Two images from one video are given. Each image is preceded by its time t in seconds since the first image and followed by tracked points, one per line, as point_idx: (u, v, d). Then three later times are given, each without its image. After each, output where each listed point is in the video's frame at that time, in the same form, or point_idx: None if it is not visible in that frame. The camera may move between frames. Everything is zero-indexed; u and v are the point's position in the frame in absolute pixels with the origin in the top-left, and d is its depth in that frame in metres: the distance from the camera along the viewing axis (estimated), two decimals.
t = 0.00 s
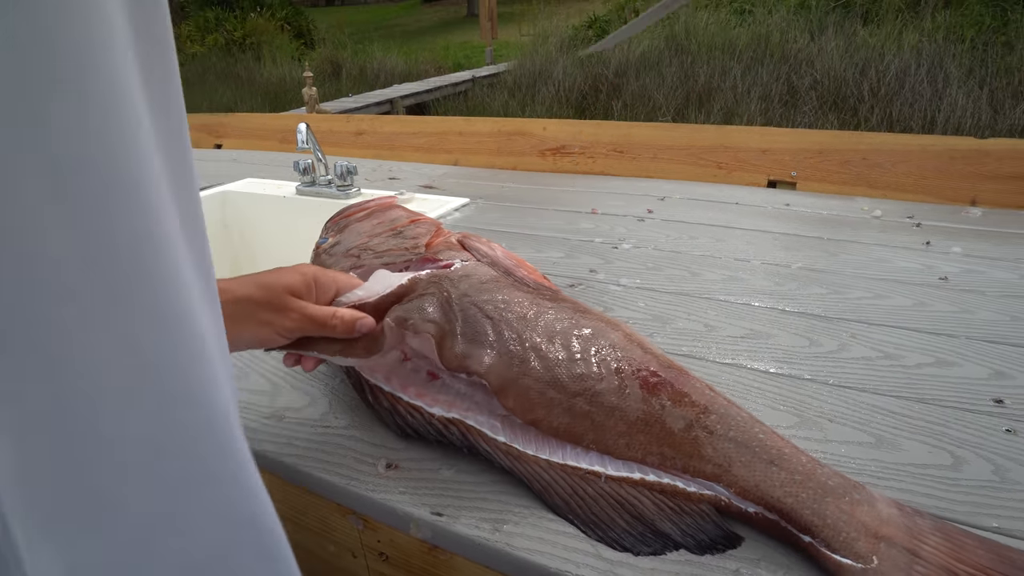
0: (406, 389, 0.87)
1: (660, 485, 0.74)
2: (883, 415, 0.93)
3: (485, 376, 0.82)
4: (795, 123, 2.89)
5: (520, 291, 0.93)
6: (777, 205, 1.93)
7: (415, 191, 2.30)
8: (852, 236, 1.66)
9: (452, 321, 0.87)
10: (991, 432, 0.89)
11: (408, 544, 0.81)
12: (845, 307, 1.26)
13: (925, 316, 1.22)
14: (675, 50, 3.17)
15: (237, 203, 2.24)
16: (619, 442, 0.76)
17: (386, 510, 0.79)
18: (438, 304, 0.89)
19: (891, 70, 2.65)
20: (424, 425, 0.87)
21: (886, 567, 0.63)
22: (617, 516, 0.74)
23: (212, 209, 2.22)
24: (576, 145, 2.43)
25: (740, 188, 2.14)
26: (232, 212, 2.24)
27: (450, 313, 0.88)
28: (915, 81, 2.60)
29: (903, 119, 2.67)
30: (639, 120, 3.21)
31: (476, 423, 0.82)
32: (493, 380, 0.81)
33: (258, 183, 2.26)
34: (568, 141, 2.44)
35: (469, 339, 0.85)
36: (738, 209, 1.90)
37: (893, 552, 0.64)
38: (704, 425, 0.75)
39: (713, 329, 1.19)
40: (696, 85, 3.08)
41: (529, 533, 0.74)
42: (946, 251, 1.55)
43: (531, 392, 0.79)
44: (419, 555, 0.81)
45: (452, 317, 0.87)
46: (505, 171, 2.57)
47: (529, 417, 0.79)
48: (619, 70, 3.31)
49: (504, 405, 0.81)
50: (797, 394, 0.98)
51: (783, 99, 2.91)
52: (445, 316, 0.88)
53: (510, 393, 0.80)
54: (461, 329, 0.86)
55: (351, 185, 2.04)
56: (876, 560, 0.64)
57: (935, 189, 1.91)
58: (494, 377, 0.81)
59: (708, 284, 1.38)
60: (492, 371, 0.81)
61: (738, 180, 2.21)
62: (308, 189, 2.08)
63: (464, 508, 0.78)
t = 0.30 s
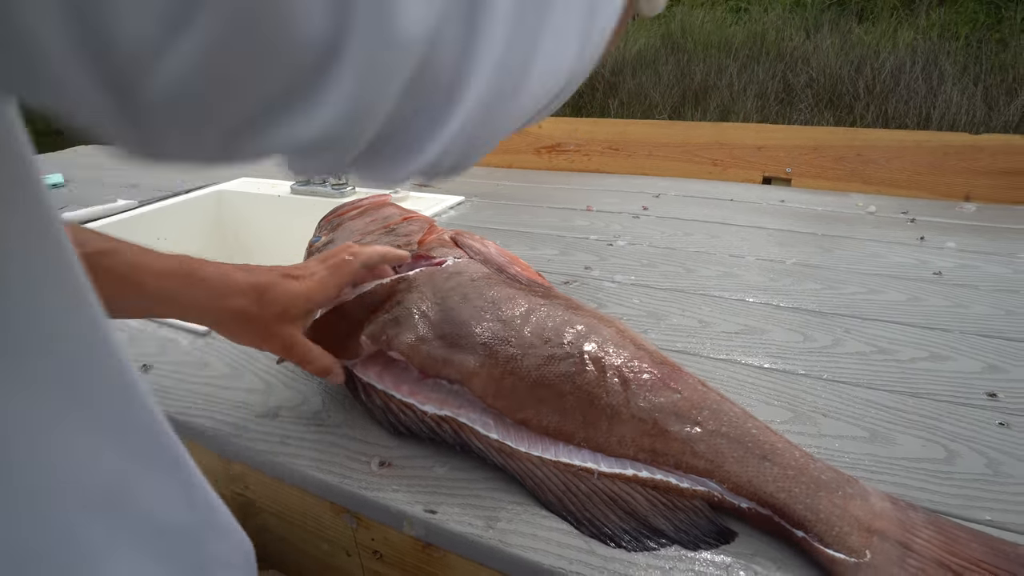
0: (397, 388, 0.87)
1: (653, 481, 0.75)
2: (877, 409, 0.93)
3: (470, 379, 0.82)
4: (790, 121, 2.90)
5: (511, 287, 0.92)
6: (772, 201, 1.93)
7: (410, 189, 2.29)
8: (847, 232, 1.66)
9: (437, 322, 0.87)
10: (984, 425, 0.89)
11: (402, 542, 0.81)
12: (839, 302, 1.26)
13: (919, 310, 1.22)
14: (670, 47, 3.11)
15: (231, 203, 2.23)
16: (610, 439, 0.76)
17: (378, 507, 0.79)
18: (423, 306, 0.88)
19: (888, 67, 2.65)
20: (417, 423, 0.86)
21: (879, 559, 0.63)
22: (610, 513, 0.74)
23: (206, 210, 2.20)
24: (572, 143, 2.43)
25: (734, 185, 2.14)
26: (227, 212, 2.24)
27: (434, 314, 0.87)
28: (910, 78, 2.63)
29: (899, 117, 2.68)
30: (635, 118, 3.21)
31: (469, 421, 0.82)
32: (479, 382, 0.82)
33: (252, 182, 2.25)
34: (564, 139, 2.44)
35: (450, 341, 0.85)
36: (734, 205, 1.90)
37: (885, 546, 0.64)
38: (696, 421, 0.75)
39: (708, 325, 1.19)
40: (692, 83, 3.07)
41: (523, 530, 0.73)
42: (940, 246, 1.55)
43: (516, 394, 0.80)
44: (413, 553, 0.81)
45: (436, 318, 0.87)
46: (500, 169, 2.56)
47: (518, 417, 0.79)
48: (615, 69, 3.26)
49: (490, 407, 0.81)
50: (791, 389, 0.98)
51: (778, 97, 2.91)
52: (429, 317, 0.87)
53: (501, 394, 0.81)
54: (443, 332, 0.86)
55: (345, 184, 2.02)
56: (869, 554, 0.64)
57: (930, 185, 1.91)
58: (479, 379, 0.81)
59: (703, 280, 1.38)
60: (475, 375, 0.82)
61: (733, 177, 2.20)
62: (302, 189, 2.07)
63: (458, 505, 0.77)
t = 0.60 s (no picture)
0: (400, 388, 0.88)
1: (657, 484, 0.74)
2: (882, 412, 0.92)
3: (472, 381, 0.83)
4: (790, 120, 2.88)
5: (513, 287, 0.92)
6: (774, 201, 1.92)
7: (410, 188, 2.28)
8: (849, 233, 1.66)
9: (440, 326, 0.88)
10: (989, 429, 0.88)
11: (403, 544, 0.81)
12: (842, 303, 1.26)
13: (922, 312, 1.21)
14: (670, 47, 3.20)
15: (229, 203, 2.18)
16: (613, 441, 0.76)
17: (379, 509, 0.78)
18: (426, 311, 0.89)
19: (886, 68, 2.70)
20: (419, 424, 0.85)
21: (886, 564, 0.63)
22: (614, 517, 0.74)
23: (204, 210, 2.16)
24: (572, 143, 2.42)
25: (735, 185, 2.13)
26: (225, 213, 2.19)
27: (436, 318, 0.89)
28: (910, 78, 2.65)
29: (898, 117, 2.66)
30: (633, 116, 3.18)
31: (471, 421, 0.82)
32: (481, 384, 0.82)
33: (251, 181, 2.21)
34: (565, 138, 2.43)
35: (452, 344, 0.86)
36: (735, 206, 1.89)
37: (892, 551, 0.64)
38: (701, 424, 0.74)
39: (710, 326, 1.18)
40: (691, 83, 3.06)
41: (525, 533, 0.73)
42: (943, 247, 1.54)
43: (518, 395, 0.80)
44: (415, 555, 0.81)
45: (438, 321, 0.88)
46: (501, 168, 2.55)
47: (520, 419, 0.80)
48: (614, 67, 3.31)
49: (492, 408, 0.82)
50: (795, 391, 0.98)
51: (777, 96, 2.91)
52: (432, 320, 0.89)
53: (503, 397, 0.81)
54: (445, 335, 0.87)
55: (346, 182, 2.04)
56: (875, 560, 0.63)
57: (932, 186, 1.91)
58: (482, 382, 0.82)
59: (705, 281, 1.38)
60: (477, 377, 0.83)
61: (735, 177, 2.20)
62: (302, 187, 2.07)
63: (460, 508, 0.77)
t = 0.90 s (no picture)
0: (411, 405, 0.86)
1: (669, 486, 0.75)
2: (887, 417, 0.93)
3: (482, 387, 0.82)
4: (791, 125, 2.86)
5: (512, 288, 0.90)
6: (777, 205, 1.93)
7: (413, 188, 2.28)
8: (852, 238, 1.66)
9: (440, 330, 0.85)
10: (994, 434, 0.88)
11: (409, 545, 0.81)
12: (846, 308, 1.26)
13: (925, 317, 1.22)
14: (671, 52, 3.26)
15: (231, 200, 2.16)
16: (625, 444, 0.76)
17: (386, 510, 0.78)
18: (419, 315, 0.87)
19: (886, 74, 2.72)
20: (438, 443, 0.84)
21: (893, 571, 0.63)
22: (632, 523, 0.73)
23: (206, 206, 2.14)
24: (575, 144, 2.42)
25: (738, 188, 2.14)
26: (227, 209, 2.17)
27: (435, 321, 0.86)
28: (910, 84, 2.67)
29: (897, 123, 2.65)
30: (633, 118, 3.17)
31: (484, 433, 0.82)
32: (492, 391, 0.81)
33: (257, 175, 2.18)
34: (567, 139, 2.43)
35: (456, 351, 0.84)
36: (738, 209, 1.90)
37: (899, 555, 0.64)
38: (711, 424, 0.75)
39: (715, 329, 1.18)
40: (693, 86, 3.08)
41: (531, 535, 0.73)
42: (945, 253, 1.54)
43: (532, 404, 0.79)
44: (421, 556, 0.81)
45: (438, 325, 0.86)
46: (504, 169, 2.55)
47: (535, 427, 0.79)
48: (616, 70, 3.32)
49: (507, 416, 0.81)
50: (801, 395, 0.98)
51: (779, 101, 2.92)
52: (431, 325, 0.86)
53: (516, 406, 0.80)
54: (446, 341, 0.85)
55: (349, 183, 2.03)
56: (883, 561, 0.64)
57: (934, 192, 1.91)
58: (493, 389, 0.81)
59: (709, 284, 1.38)
60: (487, 385, 0.81)
61: (738, 181, 2.20)
62: (305, 186, 2.06)
63: (468, 510, 0.76)
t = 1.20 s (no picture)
0: (438, 431, 0.83)
1: (702, 427, 0.86)
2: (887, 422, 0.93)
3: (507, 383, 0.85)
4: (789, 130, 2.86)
5: (485, 294, 0.94)
6: (776, 210, 1.93)
7: (414, 187, 2.29)
8: (851, 243, 1.67)
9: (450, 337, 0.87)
10: (991, 440, 0.89)
11: (410, 541, 0.81)
12: (845, 313, 1.27)
13: (923, 323, 1.23)
14: (671, 55, 3.27)
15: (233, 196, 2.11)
16: (660, 401, 0.86)
17: (388, 506, 0.78)
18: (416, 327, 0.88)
19: (884, 81, 2.73)
20: (478, 459, 0.82)
21: (869, 461, 0.80)
22: (687, 468, 0.83)
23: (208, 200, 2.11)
24: (576, 146, 2.43)
25: (738, 193, 2.14)
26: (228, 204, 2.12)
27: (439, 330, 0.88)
28: (908, 92, 2.68)
29: (896, 130, 2.66)
30: (631, 121, 3.18)
31: (534, 432, 0.83)
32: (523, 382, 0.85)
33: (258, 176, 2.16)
34: (568, 141, 2.44)
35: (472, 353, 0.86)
36: (737, 214, 1.91)
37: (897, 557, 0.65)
38: (710, 367, 0.89)
39: (715, 332, 1.19)
40: (692, 90, 3.09)
41: (536, 534, 0.73)
42: (943, 260, 1.56)
43: (570, 392, 0.85)
44: (422, 553, 0.81)
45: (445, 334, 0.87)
46: (504, 170, 2.56)
47: (581, 415, 0.85)
48: (615, 73, 3.33)
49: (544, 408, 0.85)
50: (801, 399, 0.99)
51: (777, 107, 2.93)
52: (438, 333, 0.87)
53: (553, 402, 0.85)
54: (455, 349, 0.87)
55: (348, 179, 2.11)
56: (855, 443, 0.81)
57: (933, 200, 1.92)
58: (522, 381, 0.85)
59: (709, 287, 1.39)
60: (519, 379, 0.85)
61: (737, 185, 2.21)
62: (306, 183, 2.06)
63: (471, 507, 0.77)
